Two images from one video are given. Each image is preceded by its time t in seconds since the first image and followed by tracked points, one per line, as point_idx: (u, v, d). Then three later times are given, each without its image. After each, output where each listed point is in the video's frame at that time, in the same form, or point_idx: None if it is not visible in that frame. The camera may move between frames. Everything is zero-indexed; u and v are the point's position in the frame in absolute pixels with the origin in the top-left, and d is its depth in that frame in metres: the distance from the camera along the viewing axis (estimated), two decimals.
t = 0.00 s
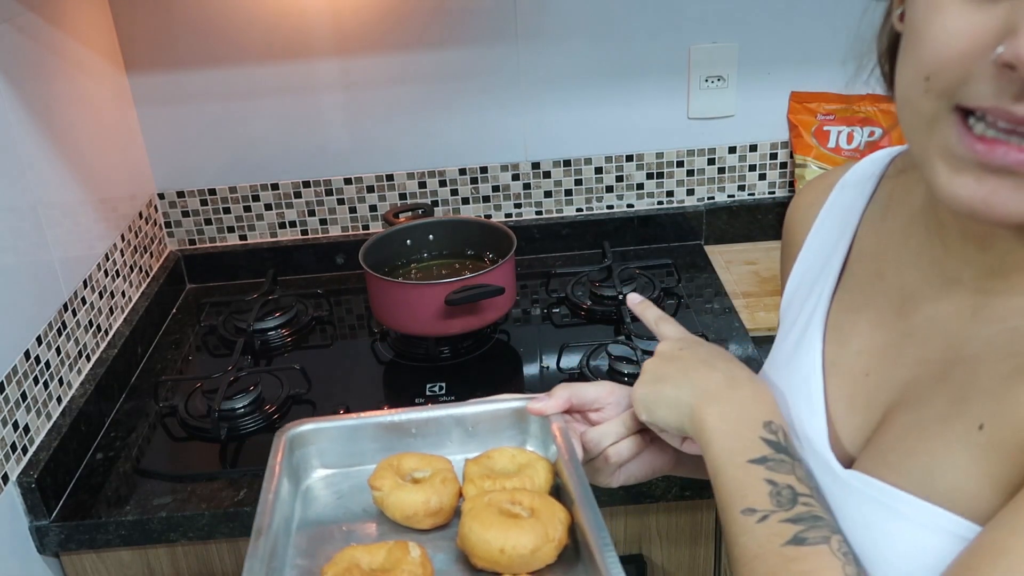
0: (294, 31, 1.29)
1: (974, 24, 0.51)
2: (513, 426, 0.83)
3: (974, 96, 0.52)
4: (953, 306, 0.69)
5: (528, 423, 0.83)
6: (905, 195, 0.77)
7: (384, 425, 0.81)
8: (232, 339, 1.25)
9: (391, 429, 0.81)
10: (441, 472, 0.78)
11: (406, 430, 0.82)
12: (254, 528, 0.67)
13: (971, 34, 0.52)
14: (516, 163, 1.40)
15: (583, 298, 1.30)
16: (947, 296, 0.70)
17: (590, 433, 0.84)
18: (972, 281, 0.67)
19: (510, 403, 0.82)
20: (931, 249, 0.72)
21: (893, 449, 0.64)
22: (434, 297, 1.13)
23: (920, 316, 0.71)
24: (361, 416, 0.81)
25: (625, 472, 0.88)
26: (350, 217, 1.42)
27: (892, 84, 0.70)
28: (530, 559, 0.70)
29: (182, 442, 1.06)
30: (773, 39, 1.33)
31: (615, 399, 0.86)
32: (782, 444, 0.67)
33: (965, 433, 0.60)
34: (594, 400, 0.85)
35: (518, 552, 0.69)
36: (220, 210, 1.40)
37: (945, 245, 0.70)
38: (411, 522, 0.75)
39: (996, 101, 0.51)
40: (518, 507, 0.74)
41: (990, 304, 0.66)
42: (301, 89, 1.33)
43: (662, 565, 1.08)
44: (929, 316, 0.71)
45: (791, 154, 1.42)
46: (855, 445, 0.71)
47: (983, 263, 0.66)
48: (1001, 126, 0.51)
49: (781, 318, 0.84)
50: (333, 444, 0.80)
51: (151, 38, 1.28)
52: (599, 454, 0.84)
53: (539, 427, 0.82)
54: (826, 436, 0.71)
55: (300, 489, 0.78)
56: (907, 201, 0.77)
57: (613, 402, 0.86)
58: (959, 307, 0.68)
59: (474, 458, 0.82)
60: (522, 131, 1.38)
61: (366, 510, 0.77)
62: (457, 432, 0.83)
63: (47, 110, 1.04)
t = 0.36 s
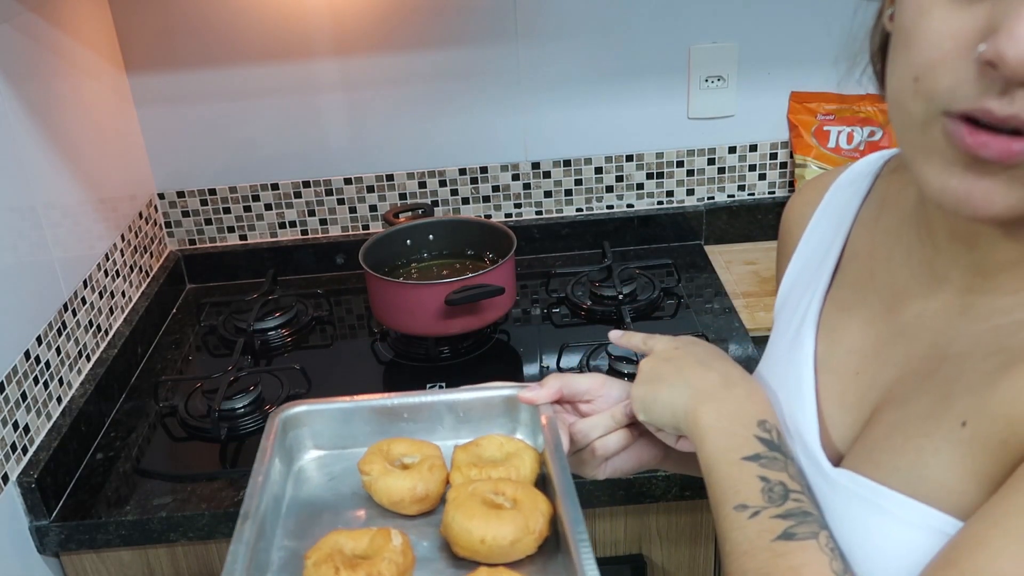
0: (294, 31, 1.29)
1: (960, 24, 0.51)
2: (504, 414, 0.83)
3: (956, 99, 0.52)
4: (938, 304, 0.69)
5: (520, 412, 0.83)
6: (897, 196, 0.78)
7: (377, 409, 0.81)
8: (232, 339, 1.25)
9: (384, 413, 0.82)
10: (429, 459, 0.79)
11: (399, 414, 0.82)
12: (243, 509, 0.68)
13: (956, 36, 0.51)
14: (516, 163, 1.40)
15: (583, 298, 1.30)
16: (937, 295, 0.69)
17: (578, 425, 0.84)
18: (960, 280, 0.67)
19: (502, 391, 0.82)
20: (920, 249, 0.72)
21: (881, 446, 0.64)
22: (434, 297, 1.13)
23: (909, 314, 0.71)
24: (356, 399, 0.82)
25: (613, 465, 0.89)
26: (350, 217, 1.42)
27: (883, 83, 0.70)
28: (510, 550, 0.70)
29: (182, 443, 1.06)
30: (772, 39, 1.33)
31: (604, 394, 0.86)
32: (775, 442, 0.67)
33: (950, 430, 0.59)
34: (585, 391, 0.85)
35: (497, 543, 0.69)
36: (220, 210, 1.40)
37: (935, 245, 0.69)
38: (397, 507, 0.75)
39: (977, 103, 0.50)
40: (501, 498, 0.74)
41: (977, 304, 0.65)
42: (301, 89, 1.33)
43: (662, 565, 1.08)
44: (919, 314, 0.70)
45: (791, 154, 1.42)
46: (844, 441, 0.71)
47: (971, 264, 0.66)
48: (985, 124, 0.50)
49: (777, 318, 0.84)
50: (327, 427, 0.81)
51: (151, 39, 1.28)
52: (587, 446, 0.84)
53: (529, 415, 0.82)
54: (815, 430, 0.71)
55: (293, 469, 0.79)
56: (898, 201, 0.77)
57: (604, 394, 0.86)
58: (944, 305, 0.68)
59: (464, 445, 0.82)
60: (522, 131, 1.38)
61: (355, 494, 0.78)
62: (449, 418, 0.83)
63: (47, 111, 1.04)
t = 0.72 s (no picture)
0: (294, 31, 1.29)
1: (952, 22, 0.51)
2: (501, 412, 0.83)
3: (951, 98, 0.52)
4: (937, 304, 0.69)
5: (516, 409, 0.82)
6: (893, 197, 0.78)
7: (372, 406, 0.81)
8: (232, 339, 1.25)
9: (380, 411, 0.82)
10: (425, 457, 0.79)
11: (395, 412, 0.82)
12: (237, 507, 0.67)
13: (949, 34, 0.51)
14: (517, 163, 1.40)
15: (583, 298, 1.30)
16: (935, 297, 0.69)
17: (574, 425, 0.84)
18: (960, 281, 0.67)
19: (498, 389, 0.82)
20: (919, 250, 0.72)
21: (885, 450, 0.64)
22: (435, 297, 1.13)
23: (908, 315, 0.71)
24: (352, 397, 0.82)
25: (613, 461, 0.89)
26: (350, 217, 1.42)
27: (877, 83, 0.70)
28: (504, 549, 0.70)
29: (182, 442, 1.06)
30: (772, 39, 1.33)
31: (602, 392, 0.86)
32: (784, 447, 0.67)
33: (953, 431, 0.59)
34: (583, 390, 0.85)
35: (491, 543, 0.69)
36: (220, 210, 1.40)
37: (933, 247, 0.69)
38: (392, 506, 0.75)
39: (971, 103, 0.50)
40: (497, 497, 0.74)
41: (975, 302, 0.65)
42: (301, 89, 1.33)
43: (662, 565, 1.08)
44: (917, 315, 0.71)
45: (791, 154, 1.42)
46: (845, 443, 0.71)
47: (970, 264, 0.66)
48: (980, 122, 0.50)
49: (773, 321, 0.83)
50: (323, 424, 0.81)
51: (151, 38, 1.28)
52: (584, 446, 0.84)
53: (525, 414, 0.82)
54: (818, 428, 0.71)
55: (289, 468, 0.79)
56: (895, 202, 0.77)
57: (601, 394, 0.86)
58: (942, 305, 0.69)
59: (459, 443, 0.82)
60: (523, 131, 1.38)
61: (351, 492, 0.79)
62: (445, 416, 0.83)
63: (47, 111, 1.04)
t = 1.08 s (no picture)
0: (294, 30, 1.29)
1: (955, 23, 0.51)
2: (502, 415, 0.84)
3: (954, 98, 0.52)
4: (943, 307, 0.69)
5: (517, 412, 0.83)
6: (893, 197, 0.78)
7: (372, 412, 0.82)
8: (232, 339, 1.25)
9: (380, 416, 0.82)
10: (429, 460, 0.79)
11: (395, 417, 0.82)
12: (241, 517, 0.68)
13: (952, 34, 0.51)
14: (517, 163, 1.40)
15: (583, 298, 1.30)
16: (939, 300, 0.69)
17: (576, 426, 0.83)
18: (963, 284, 0.67)
19: (499, 391, 0.83)
20: (920, 253, 0.72)
21: (893, 455, 0.64)
22: (433, 297, 1.13)
23: (911, 319, 0.72)
24: (351, 403, 0.82)
25: (614, 462, 0.88)
26: (350, 217, 1.42)
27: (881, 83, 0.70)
28: (516, 551, 0.70)
29: (182, 442, 1.06)
30: (773, 39, 1.33)
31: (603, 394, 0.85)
32: (787, 455, 0.67)
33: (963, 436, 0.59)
34: (585, 392, 0.84)
35: (503, 544, 0.70)
36: (220, 210, 1.40)
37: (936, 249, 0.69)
38: (398, 512, 0.75)
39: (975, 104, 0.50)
40: (505, 499, 0.75)
41: (981, 305, 0.65)
42: (301, 89, 1.33)
43: (662, 565, 1.08)
44: (922, 318, 0.71)
45: (791, 154, 1.42)
46: (853, 449, 0.71)
47: (972, 265, 0.66)
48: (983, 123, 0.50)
49: (773, 327, 0.83)
50: (322, 432, 0.81)
51: (151, 38, 1.28)
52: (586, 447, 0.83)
53: (527, 415, 0.83)
54: (823, 432, 0.72)
55: (289, 477, 0.79)
56: (895, 202, 0.77)
57: (603, 395, 0.85)
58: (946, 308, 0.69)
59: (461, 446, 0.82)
60: (523, 132, 1.38)
61: (353, 498, 0.78)
62: (446, 420, 0.84)
63: (47, 111, 1.04)
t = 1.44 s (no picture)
0: (293, 30, 1.29)
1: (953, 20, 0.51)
2: (495, 412, 0.83)
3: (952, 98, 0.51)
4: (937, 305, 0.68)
5: (509, 408, 0.82)
6: (885, 196, 0.77)
7: (367, 406, 0.81)
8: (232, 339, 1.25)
9: (374, 410, 0.82)
10: (416, 454, 0.79)
11: (389, 412, 0.82)
12: (223, 502, 0.67)
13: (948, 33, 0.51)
14: (517, 163, 1.40)
15: (583, 298, 1.30)
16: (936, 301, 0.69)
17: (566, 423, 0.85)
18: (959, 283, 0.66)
19: (492, 388, 0.82)
20: (914, 252, 0.72)
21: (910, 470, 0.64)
22: (434, 297, 1.13)
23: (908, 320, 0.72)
24: (346, 397, 0.82)
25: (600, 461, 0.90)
26: (350, 217, 1.42)
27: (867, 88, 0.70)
28: (488, 544, 0.70)
29: (182, 443, 1.06)
30: (773, 39, 1.33)
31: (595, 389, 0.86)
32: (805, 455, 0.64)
33: (977, 447, 0.58)
34: (575, 388, 0.85)
35: (475, 537, 0.70)
36: (220, 210, 1.40)
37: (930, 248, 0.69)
38: (381, 503, 0.76)
39: (971, 104, 0.50)
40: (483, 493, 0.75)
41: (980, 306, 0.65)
42: (301, 89, 1.33)
43: (661, 565, 1.08)
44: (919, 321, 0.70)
45: (791, 154, 1.42)
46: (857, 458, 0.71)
47: (966, 266, 0.65)
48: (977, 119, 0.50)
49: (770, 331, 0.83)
50: (318, 424, 0.81)
51: (151, 38, 1.28)
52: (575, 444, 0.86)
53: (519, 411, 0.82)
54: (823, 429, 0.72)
55: (283, 467, 0.79)
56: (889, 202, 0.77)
57: (594, 392, 0.86)
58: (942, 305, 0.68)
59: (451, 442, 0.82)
60: (523, 132, 1.38)
61: (342, 490, 0.79)
62: (440, 415, 0.83)
63: (47, 111, 1.05)
